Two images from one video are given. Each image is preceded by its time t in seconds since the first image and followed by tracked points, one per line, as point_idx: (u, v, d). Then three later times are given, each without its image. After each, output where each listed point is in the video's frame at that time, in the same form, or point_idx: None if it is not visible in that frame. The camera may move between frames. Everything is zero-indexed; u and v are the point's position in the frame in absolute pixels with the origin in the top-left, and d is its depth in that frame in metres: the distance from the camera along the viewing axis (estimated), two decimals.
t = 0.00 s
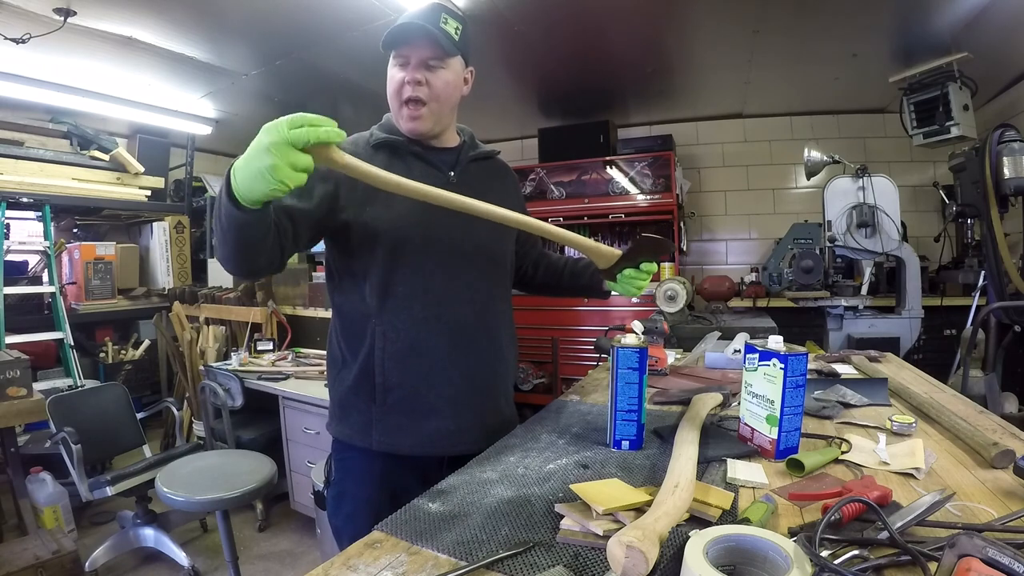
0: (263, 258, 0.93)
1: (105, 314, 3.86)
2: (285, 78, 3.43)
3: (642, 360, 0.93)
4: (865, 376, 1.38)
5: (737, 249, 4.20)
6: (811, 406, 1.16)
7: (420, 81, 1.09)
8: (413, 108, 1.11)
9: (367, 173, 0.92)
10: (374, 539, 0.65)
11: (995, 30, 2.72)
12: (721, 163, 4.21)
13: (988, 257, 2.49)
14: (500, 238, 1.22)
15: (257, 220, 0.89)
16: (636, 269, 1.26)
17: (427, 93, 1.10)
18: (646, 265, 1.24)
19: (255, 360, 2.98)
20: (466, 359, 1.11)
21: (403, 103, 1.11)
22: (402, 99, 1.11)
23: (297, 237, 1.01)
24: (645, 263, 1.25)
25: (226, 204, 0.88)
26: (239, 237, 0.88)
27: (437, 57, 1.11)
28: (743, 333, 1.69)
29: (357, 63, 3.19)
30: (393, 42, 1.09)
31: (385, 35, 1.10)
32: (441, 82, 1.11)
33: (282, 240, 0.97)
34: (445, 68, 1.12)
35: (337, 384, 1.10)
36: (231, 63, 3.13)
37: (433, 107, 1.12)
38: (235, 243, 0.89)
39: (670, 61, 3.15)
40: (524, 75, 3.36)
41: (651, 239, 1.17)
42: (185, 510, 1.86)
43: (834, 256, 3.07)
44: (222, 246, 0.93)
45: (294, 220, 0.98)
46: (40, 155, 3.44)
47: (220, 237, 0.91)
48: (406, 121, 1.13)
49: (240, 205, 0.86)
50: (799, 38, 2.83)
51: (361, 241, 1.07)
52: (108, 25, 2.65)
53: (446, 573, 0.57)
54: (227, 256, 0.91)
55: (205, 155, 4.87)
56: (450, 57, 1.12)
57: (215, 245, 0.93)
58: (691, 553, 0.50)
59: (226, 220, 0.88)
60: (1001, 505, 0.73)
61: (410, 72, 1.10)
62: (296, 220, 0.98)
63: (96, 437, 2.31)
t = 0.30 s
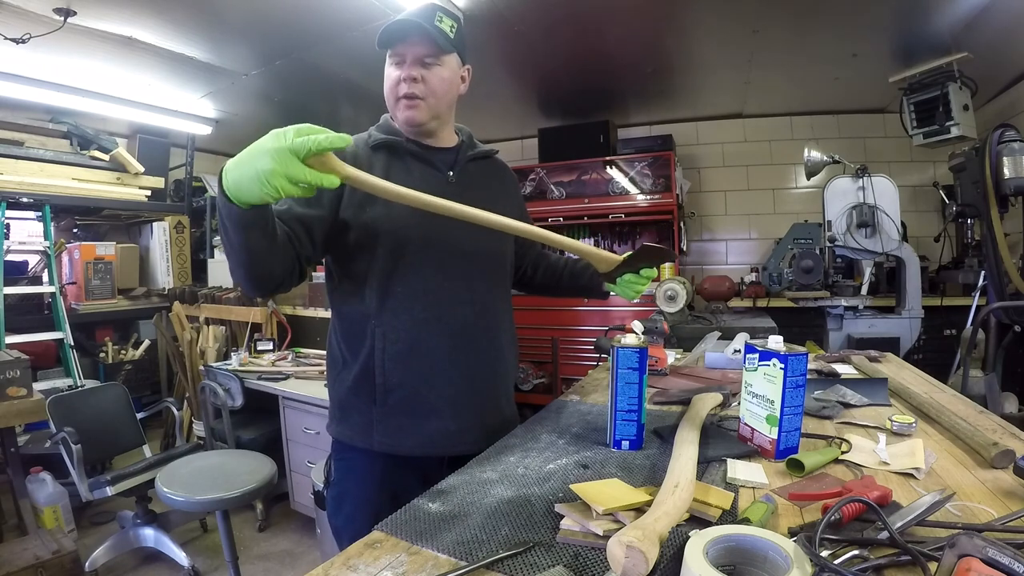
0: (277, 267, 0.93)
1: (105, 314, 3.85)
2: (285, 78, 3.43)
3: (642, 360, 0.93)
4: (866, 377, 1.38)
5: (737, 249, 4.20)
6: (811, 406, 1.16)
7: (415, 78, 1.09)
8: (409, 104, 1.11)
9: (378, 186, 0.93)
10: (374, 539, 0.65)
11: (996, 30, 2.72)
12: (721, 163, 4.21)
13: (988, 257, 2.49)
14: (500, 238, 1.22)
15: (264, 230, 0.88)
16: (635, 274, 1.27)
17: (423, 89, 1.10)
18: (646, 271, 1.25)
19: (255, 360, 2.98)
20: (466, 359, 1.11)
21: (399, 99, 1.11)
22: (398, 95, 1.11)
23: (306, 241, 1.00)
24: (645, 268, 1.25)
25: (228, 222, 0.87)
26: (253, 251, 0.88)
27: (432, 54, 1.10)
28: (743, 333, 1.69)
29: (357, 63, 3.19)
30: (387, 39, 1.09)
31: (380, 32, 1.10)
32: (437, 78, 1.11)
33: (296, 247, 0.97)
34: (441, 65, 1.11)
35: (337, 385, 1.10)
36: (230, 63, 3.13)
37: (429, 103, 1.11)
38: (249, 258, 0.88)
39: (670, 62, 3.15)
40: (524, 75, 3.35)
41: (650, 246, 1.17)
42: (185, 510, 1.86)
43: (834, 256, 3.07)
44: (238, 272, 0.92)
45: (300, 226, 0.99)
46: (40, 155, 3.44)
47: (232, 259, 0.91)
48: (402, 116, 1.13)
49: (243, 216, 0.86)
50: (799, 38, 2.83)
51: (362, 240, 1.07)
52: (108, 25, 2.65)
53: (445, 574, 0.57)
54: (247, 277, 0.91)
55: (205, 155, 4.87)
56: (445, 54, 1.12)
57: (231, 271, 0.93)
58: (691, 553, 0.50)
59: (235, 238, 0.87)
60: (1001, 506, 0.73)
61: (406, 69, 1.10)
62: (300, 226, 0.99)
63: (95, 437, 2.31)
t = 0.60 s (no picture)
0: (280, 271, 0.95)
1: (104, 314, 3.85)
2: (285, 78, 3.43)
3: (642, 360, 0.93)
4: (865, 376, 1.38)
5: (737, 249, 4.20)
6: (811, 406, 1.16)
7: (422, 78, 1.09)
8: (415, 103, 1.11)
9: (385, 178, 0.92)
10: (374, 539, 0.65)
11: (996, 29, 2.72)
12: (721, 163, 4.21)
13: (988, 257, 2.49)
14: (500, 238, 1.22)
15: (276, 237, 0.91)
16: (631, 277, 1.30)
17: (430, 89, 1.10)
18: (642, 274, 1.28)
19: (255, 360, 2.98)
20: (467, 358, 1.11)
21: (405, 99, 1.11)
22: (404, 94, 1.10)
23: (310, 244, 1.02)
24: (641, 272, 1.29)
25: (243, 225, 0.89)
26: (261, 258, 0.91)
27: (439, 55, 1.11)
28: (743, 333, 1.69)
29: (357, 63, 3.19)
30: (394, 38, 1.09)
31: (388, 32, 1.10)
32: (443, 79, 1.11)
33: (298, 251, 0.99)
34: (447, 66, 1.12)
35: (337, 386, 1.10)
36: (230, 63, 3.13)
37: (435, 102, 1.11)
38: (257, 263, 0.91)
39: (670, 61, 3.15)
40: (524, 75, 3.36)
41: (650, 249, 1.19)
42: (185, 510, 1.86)
43: (834, 256, 3.07)
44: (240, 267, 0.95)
45: (305, 231, 1.00)
46: (40, 155, 3.44)
47: (239, 259, 0.93)
48: (408, 115, 1.13)
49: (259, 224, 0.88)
50: (799, 38, 2.83)
51: (363, 240, 1.07)
52: (108, 25, 2.65)
53: (446, 573, 0.57)
54: (250, 277, 0.94)
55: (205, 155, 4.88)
56: (452, 56, 1.12)
57: (235, 266, 0.95)
58: (691, 553, 0.50)
59: (247, 243, 0.90)
60: (1001, 506, 0.73)
61: (413, 69, 1.10)
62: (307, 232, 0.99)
63: (96, 436, 2.31)
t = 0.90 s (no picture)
0: (312, 280, 0.95)
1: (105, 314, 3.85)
2: (285, 78, 3.43)
3: (642, 360, 0.93)
4: (866, 376, 1.38)
5: (737, 249, 4.20)
6: (811, 406, 1.16)
7: (423, 74, 1.09)
8: (415, 101, 1.10)
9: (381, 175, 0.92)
10: (374, 539, 0.65)
11: (996, 30, 2.72)
12: (721, 163, 4.21)
13: (988, 257, 2.49)
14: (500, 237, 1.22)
15: (309, 249, 0.90)
16: (622, 284, 1.26)
17: (429, 86, 1.09)
18: (634, 280, 1.25)
19: (255, 360, 2.98)
20: (467, 358, 1.11)
21: (405, 96, 1.10)
22: (404, 92, 1.10)
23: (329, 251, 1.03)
24: (632, 279, 1.25)
25: (275, 244, 0.88)
26: (296, 273, 0.90)
27: (439, 53, 1.11)
28: (743, 333, 1.69)
29: (357, 63, 3.19)
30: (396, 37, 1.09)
31: (389, 31, 1.10)
32: (443, 76, 1.11)
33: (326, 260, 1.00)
34: (447, 64, 1.12)
35: (338, 386, 1.10)
36: (231, 63, 3.13)
37: (435, 100, 1.11)
38: (292, 280, 0.90)
39: (670, 61, 3.15)
40: (524, 74, 3.35)
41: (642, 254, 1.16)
42: (185, 510, 1.86)
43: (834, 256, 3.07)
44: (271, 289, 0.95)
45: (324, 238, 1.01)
46: (40, 155, 3.44)
47: (271, 280, 0.93)
48: (407, 113, 1.12)
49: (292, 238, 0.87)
50: (799, 38, 2.83)
51: (364, 240, 1.07)
52: (109, 25, 2.65)
53: (445, 573, 0.57)
54: (283, 296, 0.94)
55: (205, 155, 4.87)
56: (452, 54, 1.12)
57: (266, 286, 0.94)
58: (691, 553, 0.50)
59: (280, 261, 0.89)
60: (1001, 505, 0.73)
61: (413, 66, 1.10)
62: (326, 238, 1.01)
63: (96, 437, 2.31)
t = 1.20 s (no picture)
0: (278, 264, 0.91)
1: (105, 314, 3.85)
2: (285, 78, 3.43)
3: (642, 361, 0.93)
4: (866, 377, 1.38)
5: (737, 249, 4.20)
6: (811, 406, 1.16)
7: (421, 71, 1.09)
8: (413, 96, 1.09)
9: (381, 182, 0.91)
10: (374, 539, 0.65)
11: (996, 30, 2.72)
12: (721, 163, 4.21)
13: (988, 257, 2.49)
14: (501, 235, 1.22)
15: (257, 223, 0.85)
16: (619, 286, 1.29)
17: (428, 82, 1.09)
18: (631, 283, 1.28)
19: (255, 360, 2.98)
20: (469, 358, 1.11)
21: (404, 93, 1.10)
22: (403, 89, 1.10)
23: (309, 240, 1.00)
24: (629, 282, 1.29)
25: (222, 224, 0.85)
26: (253, 250, 0.86)
27: (436, 50, 1.11)
28: (743, 333, 1.69)
29: (357, 63, 3.19)
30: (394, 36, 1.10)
31: (386, 31, 1.11)
32: (441, 72, 1.11)
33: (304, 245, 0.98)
34: (445, 60, 1.12)
35: (339, 385, 1.10)
36: (231, 63, 3.13)
37: (434, 96, 1.11)
38: (251, 259, 0.87)
39: (670, 61, 3.15)
40: (524, 74, 3.35)
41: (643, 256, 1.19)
42: (185, 510, 1.86)
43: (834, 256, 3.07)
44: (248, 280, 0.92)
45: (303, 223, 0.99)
46: (40, 155, 3.44)
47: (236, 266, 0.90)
48: (406, 109, 1.11)
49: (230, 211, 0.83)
50: (799, 38, 2.83)
51: (365, 239, 1.07)
52: (109, 25, 2.65)
53: (445, 574, 0.57)
54: (256, 282, 0.91)
55: (205, 155, 4.87)
56: (449, 51, 1.13)
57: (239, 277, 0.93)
58: (691, 553, 0.50)
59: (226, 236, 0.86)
60: (1001, 506, 0.73)
61: (410, 63, 1.10)
62: (307, 224, 1.00)
63: (96, 436, 2.31)
